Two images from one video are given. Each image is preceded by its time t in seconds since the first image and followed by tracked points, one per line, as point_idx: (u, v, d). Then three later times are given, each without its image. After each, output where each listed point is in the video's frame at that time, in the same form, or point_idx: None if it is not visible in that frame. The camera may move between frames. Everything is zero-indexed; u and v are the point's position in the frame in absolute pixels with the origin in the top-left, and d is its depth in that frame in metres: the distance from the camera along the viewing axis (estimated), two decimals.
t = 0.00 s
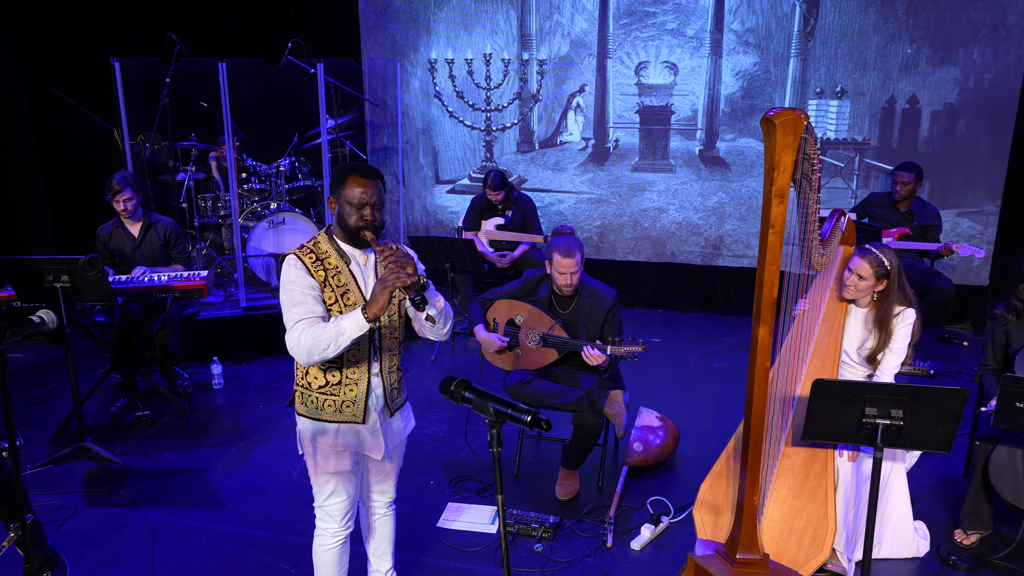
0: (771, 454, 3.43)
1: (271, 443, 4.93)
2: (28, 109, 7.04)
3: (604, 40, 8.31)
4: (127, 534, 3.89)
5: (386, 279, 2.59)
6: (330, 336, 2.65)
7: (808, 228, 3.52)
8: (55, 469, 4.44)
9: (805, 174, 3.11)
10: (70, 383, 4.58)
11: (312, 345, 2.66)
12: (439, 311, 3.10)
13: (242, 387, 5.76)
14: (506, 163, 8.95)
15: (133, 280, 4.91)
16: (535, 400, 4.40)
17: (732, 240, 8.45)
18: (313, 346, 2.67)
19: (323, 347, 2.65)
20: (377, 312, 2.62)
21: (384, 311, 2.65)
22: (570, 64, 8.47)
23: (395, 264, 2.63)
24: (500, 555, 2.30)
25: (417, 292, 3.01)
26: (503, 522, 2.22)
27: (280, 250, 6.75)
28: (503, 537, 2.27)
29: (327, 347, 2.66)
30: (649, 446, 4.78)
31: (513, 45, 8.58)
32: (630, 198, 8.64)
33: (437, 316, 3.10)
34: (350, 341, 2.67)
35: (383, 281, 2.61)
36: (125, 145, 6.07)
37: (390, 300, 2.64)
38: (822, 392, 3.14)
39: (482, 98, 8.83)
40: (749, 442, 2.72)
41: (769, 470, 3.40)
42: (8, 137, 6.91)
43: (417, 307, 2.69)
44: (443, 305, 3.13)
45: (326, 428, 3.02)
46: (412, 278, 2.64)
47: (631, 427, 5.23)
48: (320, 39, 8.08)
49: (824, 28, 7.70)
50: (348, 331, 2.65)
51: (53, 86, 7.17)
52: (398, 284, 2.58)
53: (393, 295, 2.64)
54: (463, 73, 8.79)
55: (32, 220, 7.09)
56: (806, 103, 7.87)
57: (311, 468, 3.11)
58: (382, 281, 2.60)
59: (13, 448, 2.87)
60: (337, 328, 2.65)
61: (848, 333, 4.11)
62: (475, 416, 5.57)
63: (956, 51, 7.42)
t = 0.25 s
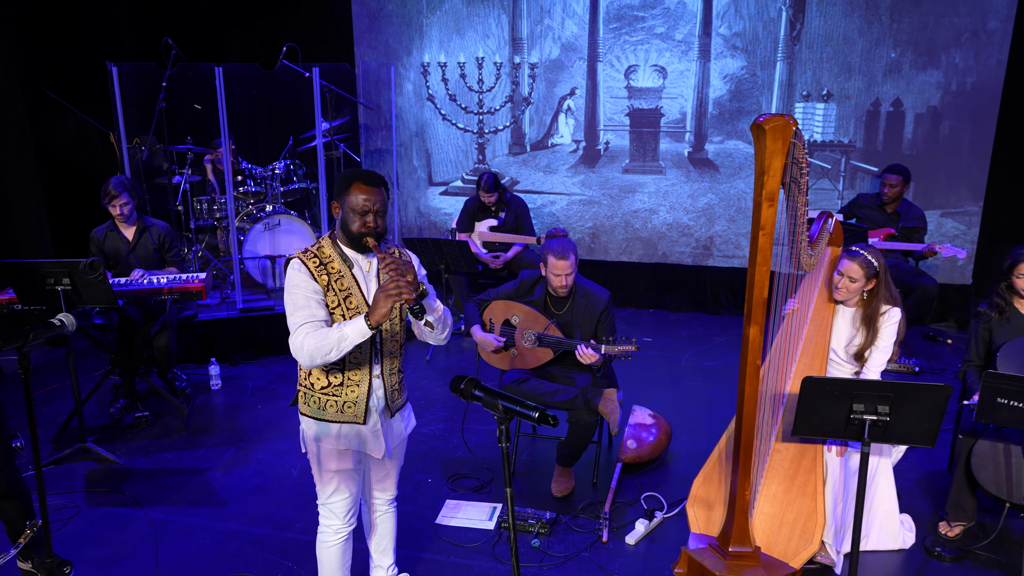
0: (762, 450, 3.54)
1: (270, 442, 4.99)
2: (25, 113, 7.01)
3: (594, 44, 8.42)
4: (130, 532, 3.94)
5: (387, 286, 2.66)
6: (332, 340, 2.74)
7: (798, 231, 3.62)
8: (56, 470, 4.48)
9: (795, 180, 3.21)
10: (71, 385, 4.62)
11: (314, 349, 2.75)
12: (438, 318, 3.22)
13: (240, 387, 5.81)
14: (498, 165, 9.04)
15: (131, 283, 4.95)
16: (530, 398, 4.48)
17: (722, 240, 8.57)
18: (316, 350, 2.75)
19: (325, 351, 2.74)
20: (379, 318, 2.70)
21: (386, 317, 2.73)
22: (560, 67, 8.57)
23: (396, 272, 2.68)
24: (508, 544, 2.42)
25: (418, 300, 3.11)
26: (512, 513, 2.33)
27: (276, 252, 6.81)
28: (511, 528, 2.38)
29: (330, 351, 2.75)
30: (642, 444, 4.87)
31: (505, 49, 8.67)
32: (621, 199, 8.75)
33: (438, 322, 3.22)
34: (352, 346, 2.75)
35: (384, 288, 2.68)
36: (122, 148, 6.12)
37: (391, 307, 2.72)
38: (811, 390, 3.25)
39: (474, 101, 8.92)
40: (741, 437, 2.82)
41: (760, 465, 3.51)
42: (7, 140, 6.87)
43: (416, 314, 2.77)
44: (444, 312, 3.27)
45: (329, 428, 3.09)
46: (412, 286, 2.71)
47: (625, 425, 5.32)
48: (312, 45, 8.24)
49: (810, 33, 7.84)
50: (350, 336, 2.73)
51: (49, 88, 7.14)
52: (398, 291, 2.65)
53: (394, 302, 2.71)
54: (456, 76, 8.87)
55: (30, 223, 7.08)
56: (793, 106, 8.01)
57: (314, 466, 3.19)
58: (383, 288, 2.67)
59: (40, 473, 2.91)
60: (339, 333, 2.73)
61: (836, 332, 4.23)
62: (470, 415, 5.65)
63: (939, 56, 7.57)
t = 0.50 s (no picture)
0: (755, 446, 3.63)
1: (269, 442, 5.04)
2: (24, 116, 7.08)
3: (586, 47, 8.51)
4: (134, 531, 3.99)
5: (389, 290, 2.73)
6: (336, 342, 2.79)
7: (790, 233, 3.71)
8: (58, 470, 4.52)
9: (787, 183, 3.30)
10: (72, 386, 4.66)
11: (317, 351, 2.80)
12: (439, 319, 3.29)
13: (238, 388, 5.86)
14: (492, 167, 9.11)
15: (131, 285, 4.99)
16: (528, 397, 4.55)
17: (715, 241, 8.67)
18: (319, 352, 2.80)
19: (328, 353, 2.79)
20: (382, 321, 2.76)
21: (388, 320, 2.78)
22: (553, 70, 8.65)
23: (398, 276, 2.74)
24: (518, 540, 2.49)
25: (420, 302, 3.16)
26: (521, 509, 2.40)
27: (272, 253, 6.87)
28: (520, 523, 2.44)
29: (333, 353, 2.80)
30: (638, 441, 4.95)
31: (498, 51, 8.75)
32: (614, 200, 8.83)
33: (439, 324, 3.28)
34: (355, 348, 2.81)
35: (386, 291, 2.74)
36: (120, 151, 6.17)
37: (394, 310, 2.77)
38: (803, 387, 3.34)
39: (469, 103, 8.99)
40: (735, 433, 2.91)
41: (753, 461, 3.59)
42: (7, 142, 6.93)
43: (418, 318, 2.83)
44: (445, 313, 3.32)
45: (331, 428, 3.15)
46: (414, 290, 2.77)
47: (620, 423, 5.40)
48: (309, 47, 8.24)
49: (800, 36, 7.95)
50: (353, 339, 2.79)
51: (46, 92, 7.25)
52: (400, 295, 2.71)
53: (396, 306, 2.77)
54: (450, 79, 8.94)
55: (30, 225, 7.13)
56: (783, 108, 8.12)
57: (317, 464, 3.24)
58: (386, 291, 2.73)
59: (58, 469, 2.97)
60: (343, 335, 2.79)
61: (828, 331, 4.32)
62: (468, 414, 5.72)
63: (926, 59, 7.70)
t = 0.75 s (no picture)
0: (749, 441, 3.72)
1: (270, 441, 5.11)
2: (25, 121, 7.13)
3: (579, 50, 8.60)
4: (139, 528, 4.04)
5: (393, 293, 2.80)
6: (341, 344, 2.87)
7: (783, 234, 3.80)
8: (62, 469, 4.57)
9: (780, 186, 3.39)
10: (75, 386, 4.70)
11: (322, 351, 2.87)
12: (442, 321, 3.37)
13: (238, 388, 5.91)
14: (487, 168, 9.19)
15: (133, 286, 5.04)
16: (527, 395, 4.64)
17: (707, 241, 8.78)
18: (324, 353, 2.88)
19: (333, 354, 2.86)
20: (385, 323, 2.83)
21: (392, 322, 2.86)
22: (547, 72, 8.74)
23: (402, 279, 2.82)
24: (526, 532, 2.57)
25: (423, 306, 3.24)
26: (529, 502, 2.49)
27: (270, 254, 6.93)
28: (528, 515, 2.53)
29: (337, 354, 2.88)
30: (633, 438, 5.04)
31: (492, 54, 8.83)
32: (608, 201, 8.93)
33: (441, 326, 3.35)
34: (359, 349, 2.89)
35: (390, 295, 2.82)
36: (120, 153, 6.25)
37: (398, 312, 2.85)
38: (795, 384, 3.44)
39: (463, 105, 9.07)
40: (730, 428, 3.00)
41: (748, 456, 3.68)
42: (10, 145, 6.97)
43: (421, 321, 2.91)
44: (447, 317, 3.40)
45: (336, 426, 3.22)
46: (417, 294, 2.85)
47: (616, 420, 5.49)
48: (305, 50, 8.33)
49: (789, 39, 8.07)
50: (358, 340, 2.86)
51: (45, 95, 7.29)
52: (404, 298, 2.79)
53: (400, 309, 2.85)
54: (445, 81, 9.01)
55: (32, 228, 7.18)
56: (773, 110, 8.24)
57: (322, 462, 3.31)
58: (390, 295, 2.81)
59: (81, 464, 3.02)
60: (347, 337, 2.86)
61: (819, 329, 4.43)
62: (466, 413, 5.80)
63: (914, 61, 7.84)
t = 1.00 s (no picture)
0: (744, 437, 3.80)
1: (271, 439, 5.16)
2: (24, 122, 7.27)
3: (573, 52, 8.68)
4: (144, 525, 4.09)
5: (395, 296, 2.87)
6: (343, 345, 2.93)
7: (776, 233, 3.89)
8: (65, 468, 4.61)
9: (772, 187, 3.48)
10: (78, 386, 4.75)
11: (325, 352, 2.94)
12: (443, 323, 3.44)
13: (238, 387, 5.96)
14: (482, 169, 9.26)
15: (135, 287, 5.08)
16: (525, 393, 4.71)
17: (701, 241, 8.88)
18: (327, 353, 2.94)
19: (336, 355, 2.93)
20: (387, 326, 2.90)
21: (394, 324, 2.93)
22: (541, 74, 8.83)
23: (404, 282, 2.89)
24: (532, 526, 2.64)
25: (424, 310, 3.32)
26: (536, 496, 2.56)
27: (268, 255, 6.99)
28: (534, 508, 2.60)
29: (340, 355, 2.95)
30: (629, 435, 5.12)
31: (487, 56, 8.90)
32: (602, 201, 9.02)
33: (441, 328, 3.42)
34: (361, 350, 2.96)
35: (393, 298, 2.88)
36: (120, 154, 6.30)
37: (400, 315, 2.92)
38: (789, 380, 3.52)
39: (459, 107, 9.13)
40: (726, 424, 3.08)
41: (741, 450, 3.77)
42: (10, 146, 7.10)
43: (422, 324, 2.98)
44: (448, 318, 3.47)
45: (338, 424, 3.28)
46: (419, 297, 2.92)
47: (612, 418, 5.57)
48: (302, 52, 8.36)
49: (780, 42, 8.18)
50: (360, 342, 2.93)
51: (44, 97, 7.43)
52: (406, 301, 2.85)
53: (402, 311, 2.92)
54: (441, 83, 9.08)
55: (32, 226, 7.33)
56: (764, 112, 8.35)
57: (326, 459, 3.38)
58: (392, 298, 2.87)
59: (98, 462, 2.95)
60: (350, 339, 2.93)
61: (812, 327, 4.52)
62: (464, 411, 5.86)
63: (903, 64, 7.96)
